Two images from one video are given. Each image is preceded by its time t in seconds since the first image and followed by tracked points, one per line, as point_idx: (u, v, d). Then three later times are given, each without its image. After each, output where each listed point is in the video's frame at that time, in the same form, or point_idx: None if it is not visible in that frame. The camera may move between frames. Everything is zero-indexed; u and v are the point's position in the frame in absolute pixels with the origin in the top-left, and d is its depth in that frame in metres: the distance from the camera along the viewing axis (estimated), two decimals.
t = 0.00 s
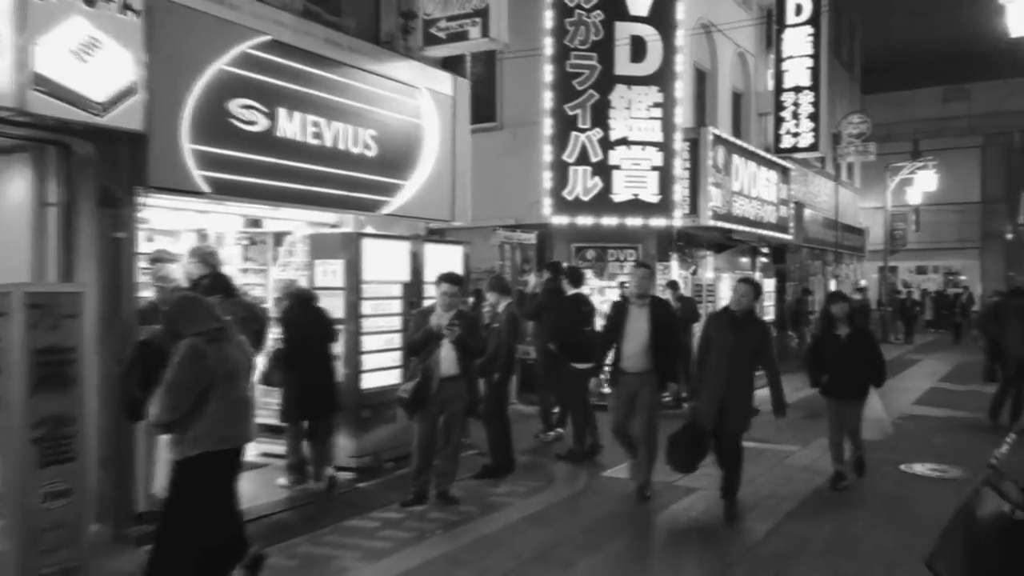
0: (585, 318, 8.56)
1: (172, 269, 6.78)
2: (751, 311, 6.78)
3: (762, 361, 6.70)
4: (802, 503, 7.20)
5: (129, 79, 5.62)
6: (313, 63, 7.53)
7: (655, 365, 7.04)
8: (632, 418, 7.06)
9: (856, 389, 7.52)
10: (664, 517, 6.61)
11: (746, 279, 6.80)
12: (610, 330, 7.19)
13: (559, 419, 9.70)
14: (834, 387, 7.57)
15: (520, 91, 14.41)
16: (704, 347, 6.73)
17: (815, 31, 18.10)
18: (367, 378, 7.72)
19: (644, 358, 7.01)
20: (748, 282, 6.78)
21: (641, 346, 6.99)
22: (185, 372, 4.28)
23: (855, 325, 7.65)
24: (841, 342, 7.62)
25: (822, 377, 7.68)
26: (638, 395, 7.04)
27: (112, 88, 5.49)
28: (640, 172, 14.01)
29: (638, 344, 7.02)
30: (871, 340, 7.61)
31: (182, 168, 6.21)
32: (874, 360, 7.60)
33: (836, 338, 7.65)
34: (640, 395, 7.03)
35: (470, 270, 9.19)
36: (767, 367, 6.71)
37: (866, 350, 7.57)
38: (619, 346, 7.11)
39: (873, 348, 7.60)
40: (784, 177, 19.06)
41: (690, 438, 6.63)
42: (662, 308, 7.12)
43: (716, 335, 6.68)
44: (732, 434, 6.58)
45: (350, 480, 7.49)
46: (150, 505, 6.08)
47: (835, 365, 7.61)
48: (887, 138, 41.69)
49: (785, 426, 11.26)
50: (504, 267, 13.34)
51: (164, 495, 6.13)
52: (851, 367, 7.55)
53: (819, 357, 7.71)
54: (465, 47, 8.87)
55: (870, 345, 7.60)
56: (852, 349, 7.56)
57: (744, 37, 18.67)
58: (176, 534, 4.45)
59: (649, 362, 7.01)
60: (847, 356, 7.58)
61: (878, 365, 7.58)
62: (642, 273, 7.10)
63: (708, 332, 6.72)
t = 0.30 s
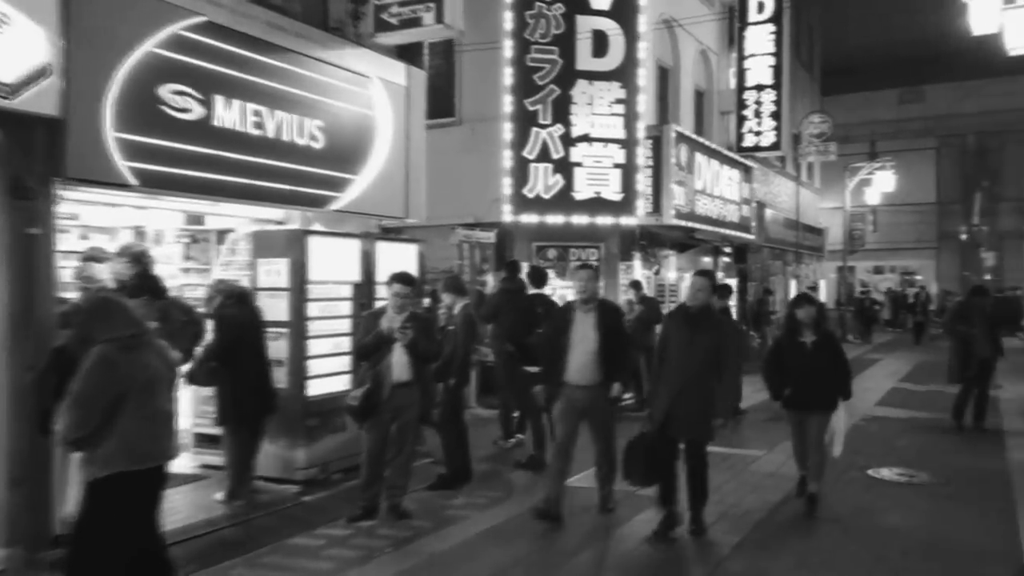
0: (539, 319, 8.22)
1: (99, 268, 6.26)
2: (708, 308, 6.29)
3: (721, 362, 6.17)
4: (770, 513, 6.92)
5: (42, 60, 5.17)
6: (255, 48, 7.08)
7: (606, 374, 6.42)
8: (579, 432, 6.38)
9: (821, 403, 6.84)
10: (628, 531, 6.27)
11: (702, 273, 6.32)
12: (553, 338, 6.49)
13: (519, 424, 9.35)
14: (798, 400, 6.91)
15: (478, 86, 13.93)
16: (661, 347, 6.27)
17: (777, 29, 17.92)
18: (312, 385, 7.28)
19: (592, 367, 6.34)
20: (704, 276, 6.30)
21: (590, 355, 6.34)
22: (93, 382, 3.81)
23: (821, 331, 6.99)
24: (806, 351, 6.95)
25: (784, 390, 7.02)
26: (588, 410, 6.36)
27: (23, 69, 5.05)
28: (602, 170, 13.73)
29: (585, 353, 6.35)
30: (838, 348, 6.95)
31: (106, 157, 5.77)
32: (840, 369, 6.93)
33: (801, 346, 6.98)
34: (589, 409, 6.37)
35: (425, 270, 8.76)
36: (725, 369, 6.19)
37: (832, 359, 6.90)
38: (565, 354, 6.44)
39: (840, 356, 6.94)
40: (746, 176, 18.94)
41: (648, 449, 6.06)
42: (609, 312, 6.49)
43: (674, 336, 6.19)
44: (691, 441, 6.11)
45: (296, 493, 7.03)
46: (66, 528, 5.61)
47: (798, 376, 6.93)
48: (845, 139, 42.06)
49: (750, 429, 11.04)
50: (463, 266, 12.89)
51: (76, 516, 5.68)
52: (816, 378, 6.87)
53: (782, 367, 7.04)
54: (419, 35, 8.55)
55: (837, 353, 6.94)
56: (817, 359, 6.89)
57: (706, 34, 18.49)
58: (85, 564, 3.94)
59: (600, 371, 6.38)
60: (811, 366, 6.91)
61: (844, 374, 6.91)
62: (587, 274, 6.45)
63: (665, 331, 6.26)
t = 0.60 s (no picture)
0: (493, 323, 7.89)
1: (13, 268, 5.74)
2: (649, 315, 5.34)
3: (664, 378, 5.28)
4: (733, 524, 6.64)
5: None
6: (188, 30, 6.64)
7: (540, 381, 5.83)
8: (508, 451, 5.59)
9: (779, 409, 6.32)
10: (586, 548, 5.94)
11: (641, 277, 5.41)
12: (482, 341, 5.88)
13: (473, 431, 8.98)
14: (752, 405, 6.38)
15: (432, 80, 13.42)
16: (597, 365, 5.19)
17: (735, 28, 17.81)
18: (251, 393, 6.81)
19: (528, 372, 5.78)
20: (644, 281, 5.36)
21: (525, 358, 5.79)
22: None
23: (781, 333, 6.44)
24: (763, 352, 6.43)
25: (737, 393, 6.51)
26: (523, 419, 5.82)
27: None
28: (559, 167, 13.44)
29: (520, 356, 5.80)
30: (800, 350, 6.41)
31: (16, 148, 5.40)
32: (802, 372, 6.40)
33: (758, 347, 6.47)
34: (525, 417, 5.81)
35: (373, 270, 8.34)
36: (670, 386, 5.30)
37: (792, 362, 6.38)
38: (497, 359, 5.84)
39: (802, 360, 6.42)
40: (703, 176, 18.78)
41: (592, 486, 4.91)
42: (545, 311, 5.92)
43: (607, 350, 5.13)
44: (632, 470, 5.19)
45: (232, 509, 6.56)
46: None
47: (755, 380, 6.40)
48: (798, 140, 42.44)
49: (709, 434, 10.81)
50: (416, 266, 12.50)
51: None
52: (773, 383, 6.33)
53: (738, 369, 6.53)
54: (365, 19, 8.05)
55: (797, 355, 6.40)
56: (774, 362, 6.38)
57: (664, 32, 18.27)
58: None
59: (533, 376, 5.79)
60: (769, 370, 6.37)
61: (806, 375, 6.41)
62: (519, 269, 5.81)
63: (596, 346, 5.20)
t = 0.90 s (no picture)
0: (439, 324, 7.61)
1: None
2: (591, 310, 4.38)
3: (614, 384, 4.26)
4: (692, 535, 6.32)
5: None
6: (103, 5, 6.10)
7: (477, 401, 4.98)
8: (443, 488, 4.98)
9: (731, 429, 5.47)
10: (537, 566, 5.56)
11: (576, 265, 4.40)
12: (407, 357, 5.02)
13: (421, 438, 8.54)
14: (699, 427, 5.51)
15: (381, 72, 12.96)
16: (531, 376, 4.34)
17: (690, 24, 17.66)
18: (176, 401, 6.30)
19: (459, 392, 4.93)
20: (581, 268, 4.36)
21: (456, 376, 4.94)
22: None
23: (729, 342, 5.52)
24: (710, 364, 5.49)
25: (685, 410, 5.63)
26: (452, 450, 4.96)
27: None
28: (513, 163, 13.02)
29: (448, 374, 4.94)
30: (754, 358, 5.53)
31: None
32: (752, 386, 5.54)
33: (704, 358, 5.52)
34: (460, 445, 4.96)
35: (315, 268, 7.87)
36: (620, 394, 4.27)
37: (745, 374, 5.50)
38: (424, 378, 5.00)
39: (755, 372, 5.53)
40: (659, 174, 18.57)
41: (516, 510, 4.13)
42: (482, 320, 5.06)
43: (541, 352, 4.29)
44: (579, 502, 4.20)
45: (155, 527, 6.04)
46: None
47: (703, 396, 5.51)
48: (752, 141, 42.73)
49: (666, 437, 10.52)
50: (365, 265, 12.27)
51: None
52: (722, 398, 5.47)
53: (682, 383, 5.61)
54: None
55: (750, 366, 5.52)
56: (725, 376, 5.47)
57: (619, 27, 18.00)
58: None
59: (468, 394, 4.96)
60: (720, 384, 5.48)
61: (760, 389, 5.56)
62: (449, 271, 5.00)
63: (531, 350, 4.35)
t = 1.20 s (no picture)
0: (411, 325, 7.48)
1: None
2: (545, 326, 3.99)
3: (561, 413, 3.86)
4: (660, 549, 5.97)
5: None
6: None
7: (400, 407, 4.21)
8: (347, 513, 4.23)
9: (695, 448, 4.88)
10: None
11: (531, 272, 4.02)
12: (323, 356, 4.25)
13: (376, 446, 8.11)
14: (660, 446, 4.95)
15: (339, 64, 12.53)
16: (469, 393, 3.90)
17: (658, 19, 17.41)
18: (104, 409, 5.81)
19: (381, 397, 4.18)
20: (537, 276, 3.96)
21: (377, 377, 4.17)
22: None
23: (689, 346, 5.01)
24: (668, 374, 4.95)
25: (640, 430, 5.03)
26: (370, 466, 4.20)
27: None
28: (477, 159, 12.62)
29: (369, 377, 4.18)
30: (715, 368, 5.00)
31: None
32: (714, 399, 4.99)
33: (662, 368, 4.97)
34: (386, 456, 4.22)
35: (263, 267, 7.42)
36: (569, 421, 3.88)
37: (708, 381, 4.96)
38: (339, 378, 4.24)
39: (716, 381, 5.00)
40: (627, 171, 18.25)
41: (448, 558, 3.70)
42: (412, 313, 4.24)
43: (482, 372, 3.85)
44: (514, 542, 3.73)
45: (80, 548, 5.55)
46: None
47: (663, 411, 4.94)
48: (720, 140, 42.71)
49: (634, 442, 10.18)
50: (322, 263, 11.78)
51: None
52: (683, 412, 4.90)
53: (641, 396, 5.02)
54: None
55: (712, 375, 4.98)
56: (687, 386, 4.91)
57: (586, 21, 17.64)
58: None
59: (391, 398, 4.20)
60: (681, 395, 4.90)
61: (727, 407, 5.00)
62: (376, 257, 4.25)
63: (473, 366, 3.89)
